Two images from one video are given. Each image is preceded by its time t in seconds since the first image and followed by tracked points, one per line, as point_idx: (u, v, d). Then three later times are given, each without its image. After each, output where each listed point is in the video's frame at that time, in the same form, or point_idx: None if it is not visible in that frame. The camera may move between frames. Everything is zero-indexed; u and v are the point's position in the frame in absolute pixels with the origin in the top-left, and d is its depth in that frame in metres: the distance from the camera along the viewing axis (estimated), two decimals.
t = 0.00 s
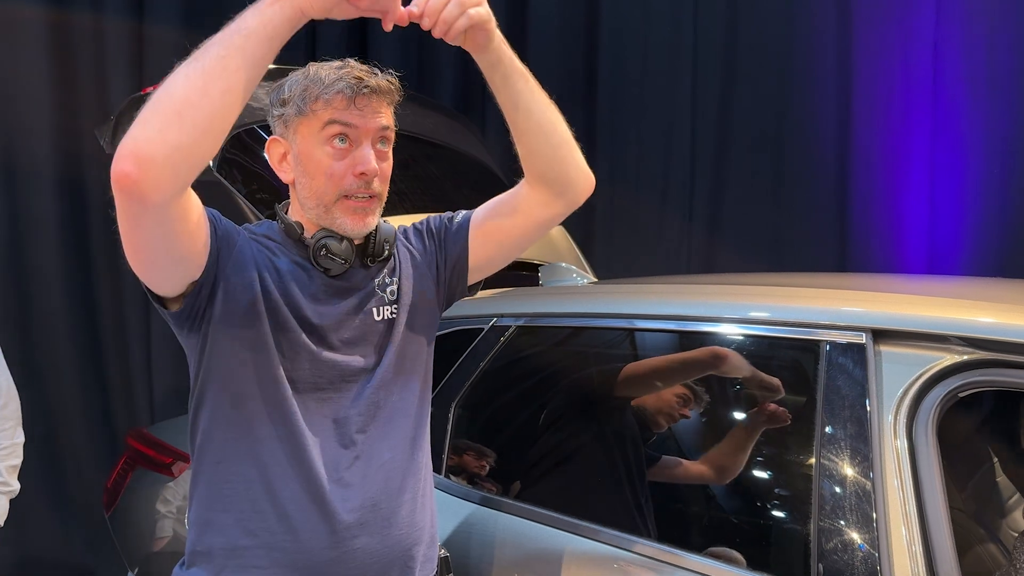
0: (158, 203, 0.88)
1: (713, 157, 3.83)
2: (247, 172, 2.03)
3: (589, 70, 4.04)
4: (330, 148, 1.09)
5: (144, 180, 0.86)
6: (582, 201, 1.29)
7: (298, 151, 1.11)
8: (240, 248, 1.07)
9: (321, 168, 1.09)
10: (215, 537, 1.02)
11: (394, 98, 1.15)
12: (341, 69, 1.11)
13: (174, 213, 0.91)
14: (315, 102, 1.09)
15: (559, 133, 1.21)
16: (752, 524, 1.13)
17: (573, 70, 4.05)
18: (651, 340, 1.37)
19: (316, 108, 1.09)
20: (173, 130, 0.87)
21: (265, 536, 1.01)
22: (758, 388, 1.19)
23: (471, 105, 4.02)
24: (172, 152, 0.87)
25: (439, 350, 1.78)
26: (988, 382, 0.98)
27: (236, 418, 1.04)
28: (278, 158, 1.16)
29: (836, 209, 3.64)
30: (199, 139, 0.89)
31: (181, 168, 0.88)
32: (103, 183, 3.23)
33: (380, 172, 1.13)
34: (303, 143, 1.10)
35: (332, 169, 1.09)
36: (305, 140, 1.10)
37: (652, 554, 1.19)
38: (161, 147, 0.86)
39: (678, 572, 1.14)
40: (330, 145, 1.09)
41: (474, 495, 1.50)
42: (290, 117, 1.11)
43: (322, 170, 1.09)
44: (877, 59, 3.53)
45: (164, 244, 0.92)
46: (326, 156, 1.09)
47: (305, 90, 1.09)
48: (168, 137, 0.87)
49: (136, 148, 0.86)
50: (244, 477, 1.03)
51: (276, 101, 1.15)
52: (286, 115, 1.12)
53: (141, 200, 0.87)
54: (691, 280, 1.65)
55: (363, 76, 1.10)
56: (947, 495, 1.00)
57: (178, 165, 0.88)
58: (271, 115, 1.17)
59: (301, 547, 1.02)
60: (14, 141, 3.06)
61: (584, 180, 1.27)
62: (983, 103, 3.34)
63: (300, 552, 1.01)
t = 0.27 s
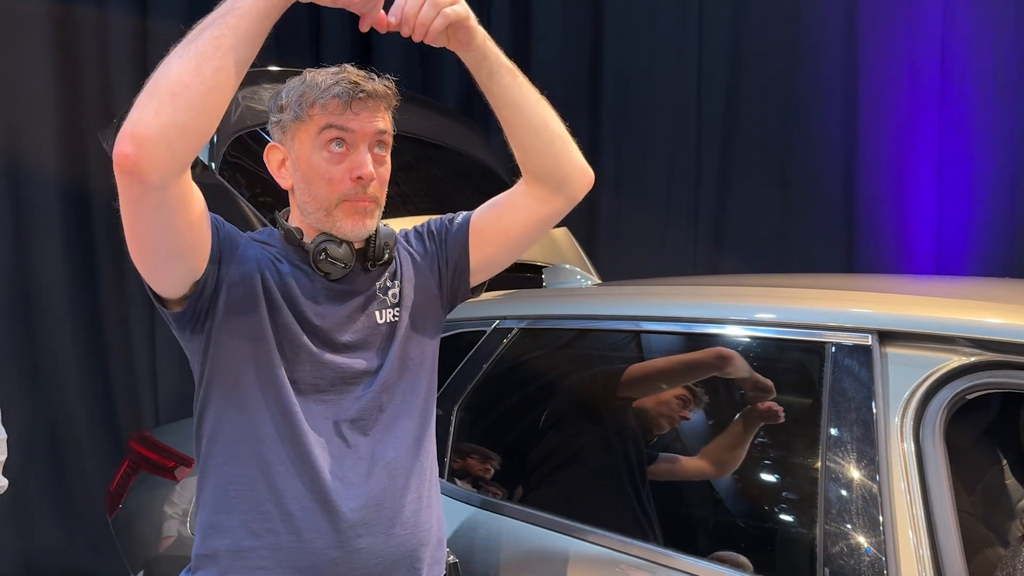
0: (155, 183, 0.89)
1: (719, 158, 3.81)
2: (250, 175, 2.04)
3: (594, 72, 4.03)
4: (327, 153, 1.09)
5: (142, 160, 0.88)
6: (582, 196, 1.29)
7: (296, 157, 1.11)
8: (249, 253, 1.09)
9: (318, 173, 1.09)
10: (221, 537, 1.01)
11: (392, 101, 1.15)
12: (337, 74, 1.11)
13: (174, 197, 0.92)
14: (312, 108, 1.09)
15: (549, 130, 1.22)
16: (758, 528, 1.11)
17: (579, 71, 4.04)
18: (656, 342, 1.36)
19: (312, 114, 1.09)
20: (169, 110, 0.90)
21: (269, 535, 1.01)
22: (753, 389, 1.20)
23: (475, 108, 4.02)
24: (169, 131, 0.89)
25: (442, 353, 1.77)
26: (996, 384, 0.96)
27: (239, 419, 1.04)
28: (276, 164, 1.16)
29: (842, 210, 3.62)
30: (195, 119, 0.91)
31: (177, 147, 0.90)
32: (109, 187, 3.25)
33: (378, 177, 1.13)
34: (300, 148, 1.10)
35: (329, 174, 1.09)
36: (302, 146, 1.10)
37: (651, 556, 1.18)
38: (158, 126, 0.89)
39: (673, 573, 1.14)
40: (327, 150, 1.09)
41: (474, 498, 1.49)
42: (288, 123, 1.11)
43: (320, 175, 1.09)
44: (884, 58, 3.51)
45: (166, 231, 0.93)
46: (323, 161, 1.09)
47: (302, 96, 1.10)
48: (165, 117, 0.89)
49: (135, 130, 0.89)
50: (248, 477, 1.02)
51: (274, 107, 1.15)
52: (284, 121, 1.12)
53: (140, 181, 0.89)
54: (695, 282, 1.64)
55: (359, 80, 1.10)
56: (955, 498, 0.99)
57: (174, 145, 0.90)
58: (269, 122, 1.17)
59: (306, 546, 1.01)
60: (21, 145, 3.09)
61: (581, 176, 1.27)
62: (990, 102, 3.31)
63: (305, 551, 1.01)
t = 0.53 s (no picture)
0: (162, 176, 0.89)
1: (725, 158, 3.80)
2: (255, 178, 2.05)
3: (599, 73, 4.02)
4: (330, 158, 1.09)
5: (150, 151, 0.87)
6: (588, 200, 1.28)
7: (300, 161, 1.11)
8: (254, 255, 1.10)
9: (321, 177, 1.09)
10: (225, 539, 1.01)
11: (396, 105, 1.14)
12: (341, 78, 1.10)
13: (180, 192, 0.92)
14: (315, 112, 1.08)
15: (548, 135, 1.21)
16: (766, 532, 1.10)
17: (584, 72, 4.04)
18: (663, 344, 1.35)
19: (316, 118, 1.09)
20: (185, 104, 0.90)
21: (273, 537, 1.00)
22: (750, 395, 1.20)
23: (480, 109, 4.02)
24: (183, 126, 0.89)
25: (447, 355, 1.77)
26: (1007, 386, 0.95)
27: (243, 420, 1.03)
28: (280, 168, 1.16)
29: (849, 210, 3.60)
30: (208, 116, 0.91)
31: (187, 145, 0.90)
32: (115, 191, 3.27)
33: (382, 180, 1.12)
34: (303, 153, 1.10)
35: (333, 179, 1.09)
36: (305, 150, 1.10)
37: (656, 560, 1.18)
38: (172, 119, 0.89)
39: None
40: (330, 155, 1.09)
41: (477, 501, 1.49)
42: (291, 128, 1.11)
43: (323, 180, 1.09)
44: (889, 57, 3.49)
45: (168, 226, 0.93)
46: (326, 166, 1.09)
47: (304, 101, 1.09)
48: (180, 111, 0.89)
49: (148, 120, 0.88)
50: (251, 478, 1.02)
51: (277, 111, 1.15)
52: (287, 125, 1.12)
53: (146, 172, 0.88)
54: (702, 283, 1.63)
55: (363, 84, 1.09)
56: (966, 501, 0.97)
57: (185, 141, 0.89)
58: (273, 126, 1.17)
59: (309, 547, 1.00)
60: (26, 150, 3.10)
61: (587, 179, 1.25)
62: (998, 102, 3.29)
63: (308, 553, 1.00)
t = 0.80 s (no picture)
0: (172, 181, 0.90)
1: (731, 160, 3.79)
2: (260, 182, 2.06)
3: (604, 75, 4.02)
4: (335, 162, 1.09)
5: (160, 156, 0.88)
6: (594, 204, 1.28)
7: (304, 165, 1.11)
8: (259, 258, 1.10)
9: (326, 182, 1.09)
10: (229, 542, 1.01)
11: (400, 109, 1.14)
12: (345, 81, 1.10)
13: (189, 198, 0.93)
14: (319, 116, 1.08)
15: (554, 141, 1.21)
16: (774, 535, 1.09)
17: (589, 75, 4.03)
18: (669, 347, 1.34)
19: (320, 122, 1.08)
20: (193, 108, 0.91)
21: (277, 540, 1.00)
22: (757, 397, 1.19)
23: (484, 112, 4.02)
24: (190, 131, 0.90)
25: (452, 358, 1.76)
26: (1016, 388, 0.94)
27: (248, 424, 1.03)
28: (284, 171, 1.16)
29: (856, 212, 3.59)
30: (215, 120, 0.92)
31: (195, 149, 0.91)
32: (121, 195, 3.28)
33: (387, 185, 1.12)
34: (308, 157, 1.10)
35: (338, 183, 1.09)
36: (310, 155, 1.10)
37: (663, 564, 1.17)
38: (180, 124, 0.89)
39: None
40: (335, 160, 1.09)
41: (481, 505, 1.49)
42: (296, 132, 1.11)
43: (328, 185, 1.09)
44: (896, 59, 3.47)
45: (177, 230, 0.94)
46: (331, 170, 1.09)
47: (309, 105, 1.09)
48: (188, 115, 0.90)
49: (156, 126, 0.89)
50: (255, 481, 1.02)
51: (282, 114, 1.15)
52: (292, 129, 1.12)
53: (156, 177, 0.89)
54: (707, 286, 1.62)
55: (367, 88, 1.09)
56: (976, 505, 0.96)
57: (192, 144, 0.90)
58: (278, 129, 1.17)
59: (313, 551, 1.00)
60: (34, 155, 3.12)
61: (593, 184, 1.25)
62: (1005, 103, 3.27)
63: (312, 557, 1.00)
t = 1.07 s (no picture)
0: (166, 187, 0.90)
1: (738, 162, 3.77)
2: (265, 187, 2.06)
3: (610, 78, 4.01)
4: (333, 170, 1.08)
5: (154, 162, 0.88)
6: (598, 206, 1.27)
7: (303, 172, 1.11)
8: (260, 262, 1.10)
9: (324, 189, 1.09)
10: (231, 548, 1.01)
11: (400, 114, 1.13)
12: (343, 87, 1.09)
13: (184, 203, 0.93)
14: (316, 123, 1.08)
15: (554, 143, 1.20)
16: (782, 541, 1.08)
17: (594, 77, 4.03)
18: (676, 351, 1.33)
19: (317, 130, 1.08)
20: (189, 114, 0.91)
21: (280, 546, 1.00)
22: (763, 403, 1.18)
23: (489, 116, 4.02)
24: (186, 137, 0.90)
25: (456, 362, 1.76)
26: None
27: (249, 429, 1.03)
28: (285, 177, 1.16)
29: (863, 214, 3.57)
30: (211, 126, 0.92)
31: (191, 156, 0.91)
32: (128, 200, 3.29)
33: (386, 192, 1.12)
34: (306, 164, 1.10)
35: (335, 191, 1.08)
36: (309, 162, 1.10)
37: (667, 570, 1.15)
38: (176, 130, 0.90)
39: None
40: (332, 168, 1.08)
41: (485, 510, 1.47)
42: (294, 139, 1.11)
43: (325, 192, 1.09)
44: (903, 61, 3.45)
45: (171, 236, 0.94)
46: (329, 178, 1.08)
47: (307, 111, 1.09)
48: (184, 121, 0.90)
49: (152, 131, 0.89)
50: (258, 486, 1.01)
51: (282, 119, 1.15)
52: (290, 135, 1.12)
53: (150, 183, 0.89)
54: (714, 288, 1.61)
55: (364, 95, 1.08)
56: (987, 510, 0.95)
57: (187, 151, 0.90)
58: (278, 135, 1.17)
59: (316, 557, 0.99)
60: (41, 161, 3.13)
61: (596, 185, 1.25)
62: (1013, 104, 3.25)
63: (315, 562, 0.99)
